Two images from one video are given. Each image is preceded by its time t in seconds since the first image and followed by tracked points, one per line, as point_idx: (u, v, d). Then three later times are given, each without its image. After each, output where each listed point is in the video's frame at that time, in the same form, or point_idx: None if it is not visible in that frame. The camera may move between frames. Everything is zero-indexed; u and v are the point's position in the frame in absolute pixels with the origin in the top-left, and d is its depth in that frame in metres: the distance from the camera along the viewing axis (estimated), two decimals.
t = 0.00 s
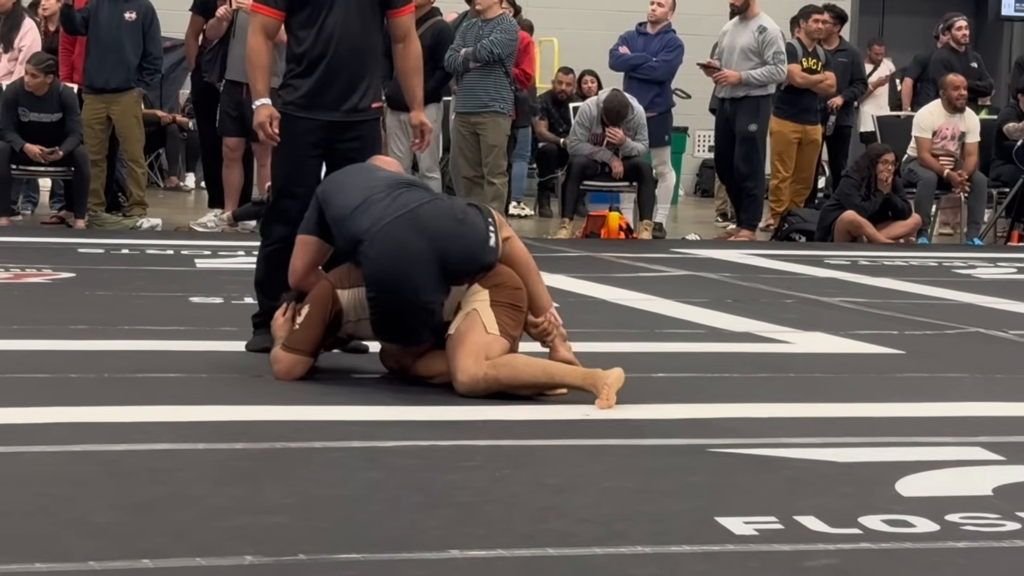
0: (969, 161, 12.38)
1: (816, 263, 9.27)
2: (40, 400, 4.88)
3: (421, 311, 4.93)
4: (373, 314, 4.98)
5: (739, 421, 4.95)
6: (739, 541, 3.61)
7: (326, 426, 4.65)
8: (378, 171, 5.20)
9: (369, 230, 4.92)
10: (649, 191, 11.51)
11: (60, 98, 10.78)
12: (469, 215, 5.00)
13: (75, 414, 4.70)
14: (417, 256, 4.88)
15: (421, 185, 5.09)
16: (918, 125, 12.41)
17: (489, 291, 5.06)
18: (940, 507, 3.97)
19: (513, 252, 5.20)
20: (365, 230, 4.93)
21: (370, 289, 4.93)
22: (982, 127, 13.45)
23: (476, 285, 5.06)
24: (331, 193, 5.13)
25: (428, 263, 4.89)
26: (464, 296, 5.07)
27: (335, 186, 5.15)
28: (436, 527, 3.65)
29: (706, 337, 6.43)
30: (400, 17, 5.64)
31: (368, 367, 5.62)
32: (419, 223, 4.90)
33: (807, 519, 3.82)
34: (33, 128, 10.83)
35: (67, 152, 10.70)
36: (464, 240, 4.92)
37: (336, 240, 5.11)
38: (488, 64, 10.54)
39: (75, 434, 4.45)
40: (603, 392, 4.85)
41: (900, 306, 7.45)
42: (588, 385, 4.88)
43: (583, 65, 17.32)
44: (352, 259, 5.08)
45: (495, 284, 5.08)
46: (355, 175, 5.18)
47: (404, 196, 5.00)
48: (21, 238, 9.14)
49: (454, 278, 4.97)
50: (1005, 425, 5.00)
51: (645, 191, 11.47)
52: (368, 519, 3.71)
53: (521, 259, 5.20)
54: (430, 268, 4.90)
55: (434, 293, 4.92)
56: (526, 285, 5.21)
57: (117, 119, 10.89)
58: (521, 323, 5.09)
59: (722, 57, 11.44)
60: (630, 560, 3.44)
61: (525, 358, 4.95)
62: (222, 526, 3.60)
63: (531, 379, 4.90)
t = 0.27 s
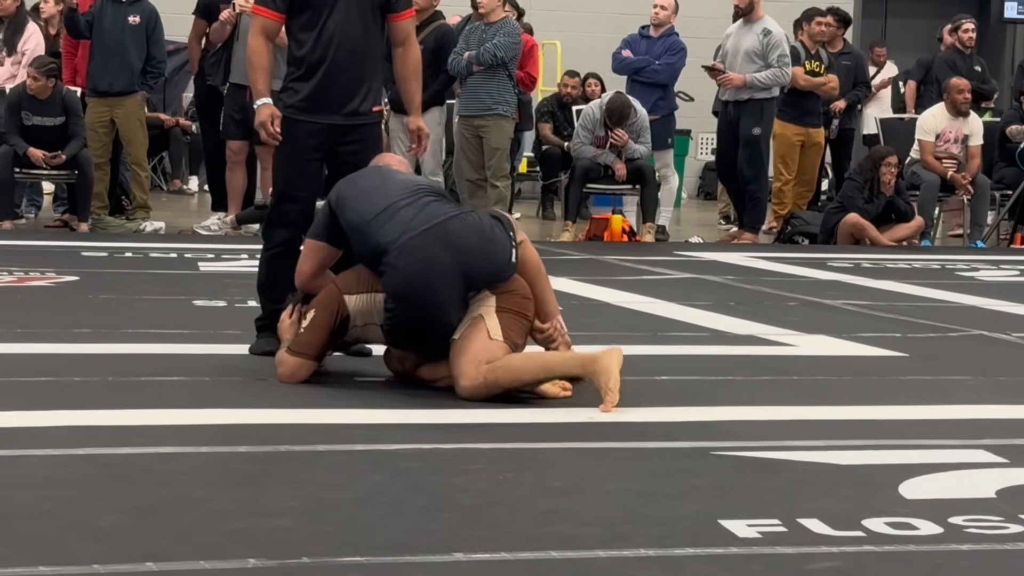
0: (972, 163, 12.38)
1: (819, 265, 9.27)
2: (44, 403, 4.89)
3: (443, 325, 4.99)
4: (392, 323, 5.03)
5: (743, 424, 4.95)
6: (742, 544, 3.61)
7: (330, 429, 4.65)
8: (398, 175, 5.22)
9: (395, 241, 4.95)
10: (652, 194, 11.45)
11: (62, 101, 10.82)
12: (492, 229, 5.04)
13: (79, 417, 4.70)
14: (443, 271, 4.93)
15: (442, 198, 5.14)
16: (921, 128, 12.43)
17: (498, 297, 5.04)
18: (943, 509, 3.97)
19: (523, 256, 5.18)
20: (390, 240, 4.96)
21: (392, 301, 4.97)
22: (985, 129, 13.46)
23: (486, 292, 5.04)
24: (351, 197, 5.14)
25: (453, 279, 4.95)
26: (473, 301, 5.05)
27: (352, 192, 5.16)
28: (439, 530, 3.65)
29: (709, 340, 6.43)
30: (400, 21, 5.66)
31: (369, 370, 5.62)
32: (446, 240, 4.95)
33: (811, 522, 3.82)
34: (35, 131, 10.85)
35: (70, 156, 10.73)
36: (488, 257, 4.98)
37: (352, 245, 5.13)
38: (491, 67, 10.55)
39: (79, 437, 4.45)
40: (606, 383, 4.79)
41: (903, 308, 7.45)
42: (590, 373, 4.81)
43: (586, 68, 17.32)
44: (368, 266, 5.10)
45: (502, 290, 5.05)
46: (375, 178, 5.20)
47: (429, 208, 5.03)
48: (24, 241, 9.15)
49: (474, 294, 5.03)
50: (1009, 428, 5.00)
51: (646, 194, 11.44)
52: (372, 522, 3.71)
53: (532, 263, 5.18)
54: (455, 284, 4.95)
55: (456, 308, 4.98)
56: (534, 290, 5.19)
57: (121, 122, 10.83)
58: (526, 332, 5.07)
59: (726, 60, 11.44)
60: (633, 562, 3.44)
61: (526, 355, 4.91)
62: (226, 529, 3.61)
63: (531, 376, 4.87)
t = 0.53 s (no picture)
0: (976, 165, 12.38)
1: (822, 267, 9.27)
2: (47, 406, 4.88)
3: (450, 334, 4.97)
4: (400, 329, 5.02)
5: (747, 426, 4.95)
6: (746, 547, 3.61)
7: (334, 432, 4.65)
8: (406, 180, 5.19)
9: (401, 252, 4.93)
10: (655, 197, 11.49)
11: (66, 104, 10.79)
12: (497, 237, 5.00)
13: (83, 419, 4.70)
14: (447, 282, 4.90)
15: (449, 204, 5.10)
16: (925, 130, 12.41)
17: (504, 302, 5.03)
18: (947, 511, 3.96)
19: (531, 261, 5.18)
20: (396, 250, 4.94)
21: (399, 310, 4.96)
22: (989, 131, 13.45)
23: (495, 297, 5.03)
24: (359, 204, 5.13)
25: (458, 289, 4.92)
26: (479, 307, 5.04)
27: (360, 197, 5.15)
28: (443, 533, 3.65)
29: (712, 342, 6.43)
30: (403, 23, 5.69)
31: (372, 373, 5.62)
32: (451, 250, 4.91)
33: (815, 524, 3.82)
34: (39, 134, 10.83)
35: (75, 159, 10.67)
36: (493, 267, 4.95)
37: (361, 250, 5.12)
38: (494, 70, 10.55)
39: (82, 440, 4.45)
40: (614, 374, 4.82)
41: (907, 310, 7.45)
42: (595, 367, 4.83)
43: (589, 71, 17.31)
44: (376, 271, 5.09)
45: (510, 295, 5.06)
46: (382, 184, 5.18)
47: (435, 216, 5.00)
48: (27, 244, 9.14)
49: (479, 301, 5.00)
50: (1013, 430, 4.99)
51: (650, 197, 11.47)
52: (376, 525, 3.70)
53: (537, 268, 5.20)
54: (460, 293, 4.93)
55: (462, 316, 4.96)
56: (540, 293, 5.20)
57: (124, 124, 10.89)
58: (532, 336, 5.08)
59: (731, 62, 11.43)
60: (637, 565, 3.44)
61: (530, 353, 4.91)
62: (229, 532, 3.60)
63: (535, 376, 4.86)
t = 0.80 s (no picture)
0: (983, 167, 12.34)
1: (829, 268, 9.27)
2: (54, 407, 4.89)
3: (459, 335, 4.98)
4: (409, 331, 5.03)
5: (755, 427, 4.95)
6: (753, 548, 3.61)
7: (341, 433, 4.65)
8: (411, 181, 5.19)
9: (408, 255, 4.93)
10: (662, 198, 11.48)
11: (72, 106, 10.80)
12: (504, 238, 5.00)
13: (90, 420, 4.70)
14: (455, 284, 4.91)
15: (455, 206, 5.10)
16: (931, 131, 12.37)
17: (511, 302, 5.03)
18: (955, 513, 3.96)
19: (536, 261, 5.17)
20: (404, 254, 4.94)
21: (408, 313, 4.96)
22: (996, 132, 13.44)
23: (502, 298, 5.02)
24: (365, 206, 5.13)
25: (467, 291, 4.92)
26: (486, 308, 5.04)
27: (366, 199, 5.15)
28: (450, 534, 3.65)
29: (719, 343, 6.42)
30: (410, 29, 5.70)
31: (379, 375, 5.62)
32: (458, 253, 4.92)
33: (822, 525, 3.82)
34: (46, 136, 10.84)
35: (81, 161, 10.71)
36: (501, 268, 4.95)
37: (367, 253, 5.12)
38: (501, 71, 10.55)
39: (89, 441, 4.45)
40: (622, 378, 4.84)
41: (915, 311, 7.45)
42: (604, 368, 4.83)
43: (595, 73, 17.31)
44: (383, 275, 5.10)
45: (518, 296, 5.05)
46: (387, 186, 5.18)
47: (441, 219, 5.00)
48: (34, 246, 9.15)
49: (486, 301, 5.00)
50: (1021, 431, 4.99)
51: (656, 198, 11.47)
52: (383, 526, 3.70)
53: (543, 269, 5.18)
54: (468, 295, 4.93)
55: (471, 318, 4.97)
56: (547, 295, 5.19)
57: (131, 126, 10.83)
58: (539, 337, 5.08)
59: (739, 64, 11.43)
60: (643, 566, 3.44)
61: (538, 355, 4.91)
62: (236, 533, 3.60)
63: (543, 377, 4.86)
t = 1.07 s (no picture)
0: (995, 166, 12.34)
1: (841, 268, 9.26)
2: (66, 407, 4.89)
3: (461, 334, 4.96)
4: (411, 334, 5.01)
5: (766, 427, 4.94)
6: (766, 547, 3.60)
7: (353, 433, 4.65)
8: (411, 184, 5.19)
9: (406, 253, 4.92)
10: (674, 198, 11.47)
11: (84, 106, 10.82)
12: (504, 235, 5.00)
13: (102, 421, 4.71)
14: (455, 280, 4.89)
15: (452, 204, 5.10)
16: (944, 131, 12.38)
17: (515, 297, 5.02)
18: (967, 512, 3.95)
19: (541, 260, 5.18)
20: (402, 252, 4.93)
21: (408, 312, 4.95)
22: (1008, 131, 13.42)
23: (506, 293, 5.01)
24: (363, 211, 5.12)
25: (467, 287, 4.91)
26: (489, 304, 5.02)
27: (363, 203, 5.14)
28: (462, 534, 3.65)
29: (731, 343, 6.42)
30: (440, 47, 5.68)
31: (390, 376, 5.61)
32: (457, 248, 4.91)
33: (835, 525, 3.81)
34: (59, 136, 10.86)
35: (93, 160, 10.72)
36: (500, 263, 4.93)
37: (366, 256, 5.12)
38: (514, 71, 10.58)
39: (101, 441, 4.45)
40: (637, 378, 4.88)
41: (927, 311, 7.44)
42: (617, 367, 4.84)
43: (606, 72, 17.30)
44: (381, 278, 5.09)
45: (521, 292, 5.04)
46: (385, 189, 5.17)
47: (438, 216, 4.99)
48: (46, 245, 9.16)
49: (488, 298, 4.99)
50: None
51: (668, 198, 11.46)
52: (395, 526, 3.70)
53: (549, 267, 5.19)
54: (468, 291, 4.92)
55: (473, 315, 4.95)
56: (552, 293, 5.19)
57: (143, 126, 10.84)
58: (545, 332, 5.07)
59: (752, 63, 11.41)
60: (656, 566, 3.44)
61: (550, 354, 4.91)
62: (248, 533, 3.60)
63: (556, 378, 4.86)
